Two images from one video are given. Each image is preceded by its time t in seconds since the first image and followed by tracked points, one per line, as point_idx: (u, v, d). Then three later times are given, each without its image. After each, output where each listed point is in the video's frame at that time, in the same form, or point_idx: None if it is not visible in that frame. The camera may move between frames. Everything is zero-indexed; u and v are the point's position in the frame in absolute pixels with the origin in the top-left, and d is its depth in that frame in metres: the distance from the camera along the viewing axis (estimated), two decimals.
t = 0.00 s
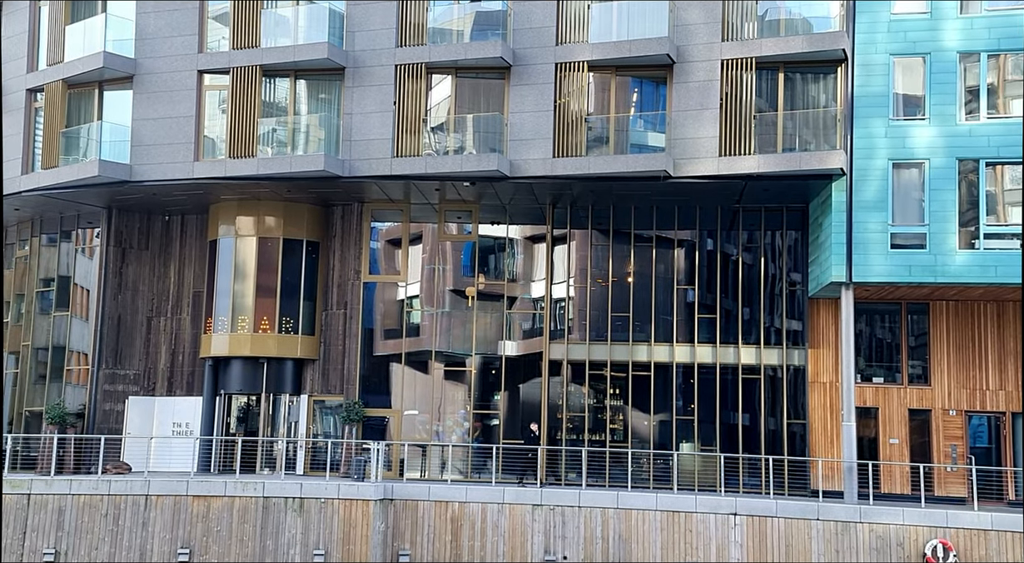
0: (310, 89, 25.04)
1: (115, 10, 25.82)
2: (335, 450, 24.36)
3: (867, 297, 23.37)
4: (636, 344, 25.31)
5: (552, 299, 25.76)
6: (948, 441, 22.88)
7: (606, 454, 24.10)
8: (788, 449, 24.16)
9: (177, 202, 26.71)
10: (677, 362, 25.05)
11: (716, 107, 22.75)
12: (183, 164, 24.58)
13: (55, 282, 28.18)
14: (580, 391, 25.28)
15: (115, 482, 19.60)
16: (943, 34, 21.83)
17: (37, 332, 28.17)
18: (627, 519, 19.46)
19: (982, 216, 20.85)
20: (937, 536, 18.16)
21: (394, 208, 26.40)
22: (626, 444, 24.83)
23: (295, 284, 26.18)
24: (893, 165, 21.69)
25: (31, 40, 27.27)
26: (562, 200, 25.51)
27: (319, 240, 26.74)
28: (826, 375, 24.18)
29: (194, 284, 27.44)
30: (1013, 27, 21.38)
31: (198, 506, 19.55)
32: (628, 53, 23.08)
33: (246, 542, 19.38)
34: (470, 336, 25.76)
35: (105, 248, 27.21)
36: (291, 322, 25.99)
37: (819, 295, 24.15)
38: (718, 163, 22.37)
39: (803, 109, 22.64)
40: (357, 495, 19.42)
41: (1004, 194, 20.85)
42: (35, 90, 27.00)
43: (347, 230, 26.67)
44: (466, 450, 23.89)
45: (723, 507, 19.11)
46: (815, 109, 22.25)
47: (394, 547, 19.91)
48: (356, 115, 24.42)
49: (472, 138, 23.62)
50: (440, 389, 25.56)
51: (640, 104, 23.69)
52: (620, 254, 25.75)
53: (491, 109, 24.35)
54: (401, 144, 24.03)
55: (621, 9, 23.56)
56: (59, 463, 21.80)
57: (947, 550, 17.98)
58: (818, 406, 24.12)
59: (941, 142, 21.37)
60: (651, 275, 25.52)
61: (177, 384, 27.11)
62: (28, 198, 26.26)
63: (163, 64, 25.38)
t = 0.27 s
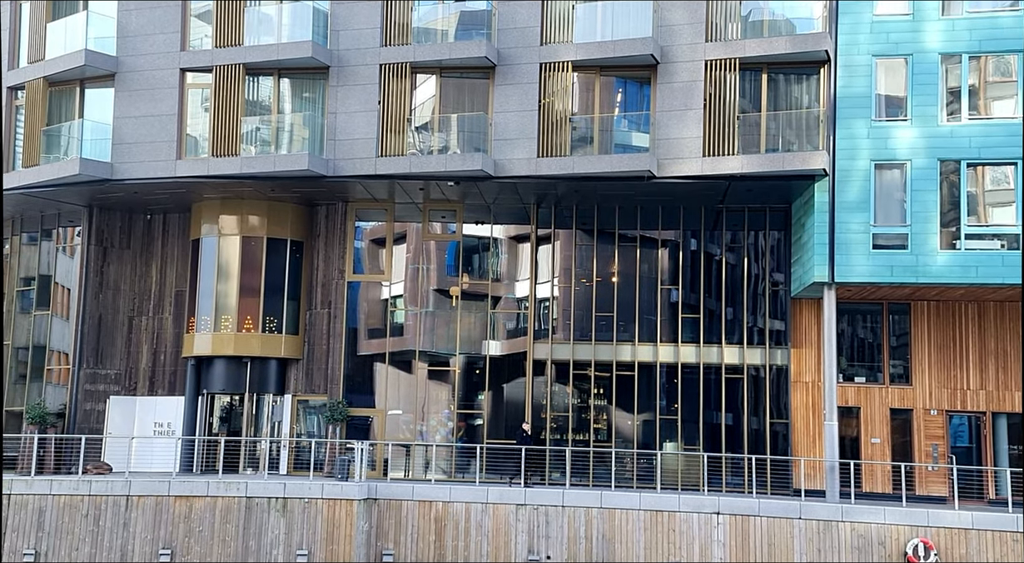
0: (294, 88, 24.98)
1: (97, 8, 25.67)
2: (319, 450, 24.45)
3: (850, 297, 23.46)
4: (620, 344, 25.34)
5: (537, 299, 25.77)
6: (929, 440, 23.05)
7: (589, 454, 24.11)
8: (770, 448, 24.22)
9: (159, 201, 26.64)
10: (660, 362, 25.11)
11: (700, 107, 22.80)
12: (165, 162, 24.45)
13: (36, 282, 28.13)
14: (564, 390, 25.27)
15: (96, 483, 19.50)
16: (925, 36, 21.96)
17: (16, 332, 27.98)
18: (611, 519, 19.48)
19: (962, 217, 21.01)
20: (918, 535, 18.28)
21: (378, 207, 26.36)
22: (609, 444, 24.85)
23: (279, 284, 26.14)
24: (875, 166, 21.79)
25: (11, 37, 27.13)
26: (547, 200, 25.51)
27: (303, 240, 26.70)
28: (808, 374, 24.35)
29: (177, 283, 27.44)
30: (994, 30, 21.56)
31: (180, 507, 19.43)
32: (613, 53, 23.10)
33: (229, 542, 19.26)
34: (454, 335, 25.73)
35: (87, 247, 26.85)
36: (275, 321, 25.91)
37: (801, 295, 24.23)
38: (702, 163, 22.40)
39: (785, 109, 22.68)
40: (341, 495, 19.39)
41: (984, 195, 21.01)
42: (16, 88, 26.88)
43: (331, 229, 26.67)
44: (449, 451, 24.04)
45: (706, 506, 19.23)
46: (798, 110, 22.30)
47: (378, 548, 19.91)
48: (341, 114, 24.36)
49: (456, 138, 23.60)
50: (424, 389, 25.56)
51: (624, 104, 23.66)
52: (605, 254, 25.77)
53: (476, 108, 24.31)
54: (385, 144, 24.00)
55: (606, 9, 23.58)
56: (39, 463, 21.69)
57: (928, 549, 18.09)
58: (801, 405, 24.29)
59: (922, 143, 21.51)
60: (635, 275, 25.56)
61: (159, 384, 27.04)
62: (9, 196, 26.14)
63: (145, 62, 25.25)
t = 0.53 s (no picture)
0: (237, 85, 24.83)
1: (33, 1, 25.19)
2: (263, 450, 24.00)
3: (791, 297, 23.81)
4: (565, 344, 25.45)
5: (483, 299, 25.79)
6: (866, 439, 23.50)
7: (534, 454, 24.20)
8: (713, 447, 24.51)
9: (96, 198, 26.20)
10: (606, 361, 25.25)
11: (645, 109, 22.96)
12: (104, 158, 24.01)
13: None
14: (510, 390, 25.35)
15: (31, 485, 19.18)
16: (863, 41, 22.32)
17: None
18: (555, 518, 19.58)
19: (899, 219, 21.46)
20: (855, 532, 18.66)
21: (323, 206, 26.24)
22: (555, 443, 24.96)
23: (222, 282, 25.79)
24: (816, 169, 22.08)
25: None
26: (493, 200, 25.49)
27: (247, 238, 26.36)
28: (750, 374, 24.59)
29: (115, 281, 26.93)
30: (930, 36, 21.99)
31: (117, 509, 19.14)
32: (559, 54, 23.20)
33: (167, 545, 19.04)
34: (399, 335, 25.68)
35: (20, 246, 26.44)
36: (217, 321, 25.58)
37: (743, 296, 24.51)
38: (647, 165, 22.58)
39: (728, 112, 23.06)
40: (284, 495, 19.20)
41: (920, 198, 21.52)
42: None
43: (275, 227, 26.42)
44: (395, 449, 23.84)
45: (649, 505, 19.37)
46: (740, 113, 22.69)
47: (322, 548, 19.76)
48: (285, 112, 24.12)
49: (403, 137, 23.51)
50: (369, 389, 25.42)
51: (571, 105, 23.76)
52: (551, 254, 25.89)
53: (422, 108, 24.26)
54: (331, 142, 23.86)
55: (552, 10, 23.68)
56: None
57: (864, 546, 18.48)
58: (742, 404, 24.49)
59: (861, 147, 21.84)
60: (581, 275, 25.71)
61: (96, 384, 26.60)
62: None
63: (83, 56, 24.80)
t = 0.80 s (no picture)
0: (163, 77, 24.40)
1: None
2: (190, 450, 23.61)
3: (720, 296, 24.13)
4: (498, 342, 25.50)
5: (416, 296, 25.71)
6: (791, 435, 23.90)
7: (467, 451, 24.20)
8: (643, 443, 24.73)
9: (15, 191, 25.54)
10: (539, 359, 25.35)
11: (578, 108, 23.07)
12: (24, 151, 23.35)
13: None
14: (442, 388, 25.29)
15: None
16: (790, 44, 22.65)
17: None
18: (487, 516, 19.61)
19: (824, 220, 21.90)
20: (779, 526, 19.08)
21: (254, 202, 25.85)
22: (487, 440, 24.99)
23: (147, 279, 25.32)
24: (744, 170, 22.41)
25: None
26: (427, 197, 25.38)
27: (174, 233, 25.91)
28: (680, 371, 24.89)
29: (35, 277, 26.26)
30: (854, 40, 22.40)
31: (36, 511, 18.63)
32: (492, 52, 23.23)
33: (88, 547, 18.59)
34: (331, 332, 25.52)
35: None
36: (142, 318, 25.12)
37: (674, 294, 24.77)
38: (580, 164, 22.69)
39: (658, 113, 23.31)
40: (211, 496, 18.98)
41: (844, 199, 21.99)
42: None
43: (204, 223, 26.01)
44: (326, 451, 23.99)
45: (581, 501, 19.56)
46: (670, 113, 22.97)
47: (250, 547, 19.55)
48: (214, 105, 23.76)
49: (335, 133, 23.27)
50: (300, 386, 25.21)
51: (505, 104, 23.82)
52: (484, 251, 25.95)
53: (356, 104, 24.14)
54: (261, 137, 23.53)
55: (486, 9, 23.69)
56: None
57: (788, 539, 18.92)
58: (673, 402, 24.76)
59: (787, 149, 22.22)
60: (514, 273, 25.81)
61: (13, 383, 25.85)
62: None
63: (3, 46, 24.23)
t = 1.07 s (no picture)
0: (80, 66, 23.84)
1: None
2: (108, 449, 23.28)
3: (647, 293, 24.45)
4: (427, 338, 25.45)
5: (343, 293, 25.52)
6: (714, 429, 24.30)
7: (394, 448, 24.11)
8: (570, 439, 24.91)
9: None
10: (467, 356, 25.37)
11: (508, 105, 23.13)
12: None
13: None
14: (370, 385, 25.14)
15: None
16: (715, 46, 22.98)
17: None
18: (414, 513, 19.65)
19: (747, 219, 22.27)
20: (702, 520, 19.57)
21: (177, 195, 25.41)
22: (415, 437, 24.97)
23: (64, 274, 24.77)
24: (671, 169, 22.70)
25: None
26: (355, 193, 25.19)
27: (92, 228, 25.37)
28: (608, 367, 25.14)
29: None
30: (776, 43, 22.78)
31: None
32: (422, 48, 23.15)
33: None
34: (257, 329, 25.21)
35: None
36: (57, 314, 24.56)
37: (601, 291, 24.97)
38: (510, 160, 22.72)
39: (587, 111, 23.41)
40: (130, 495, 18.51)
41: (767, 198, 22.40)
42: None
43: (123, 218, 25.41)
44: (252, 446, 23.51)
45: (508, 497, 19.65)
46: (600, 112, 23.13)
47: (170, 547, 19.15)
48: (134, 97, 23.26)
49: (261, 127, 23.11)
50: (224, 383, 24.86)
51: (434, 100, 23.81)
52: (414, 248, 25.81)
53: (283, 97, 23.85)
54: (185, 130, 23.22)
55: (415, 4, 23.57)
56: None
57: (711, 533, 19.45)
58: (601, 398, 24.99)
59: (712, 148, 22.54)
60: (443, 270, 25.77)
61: None
62: None
63: None
